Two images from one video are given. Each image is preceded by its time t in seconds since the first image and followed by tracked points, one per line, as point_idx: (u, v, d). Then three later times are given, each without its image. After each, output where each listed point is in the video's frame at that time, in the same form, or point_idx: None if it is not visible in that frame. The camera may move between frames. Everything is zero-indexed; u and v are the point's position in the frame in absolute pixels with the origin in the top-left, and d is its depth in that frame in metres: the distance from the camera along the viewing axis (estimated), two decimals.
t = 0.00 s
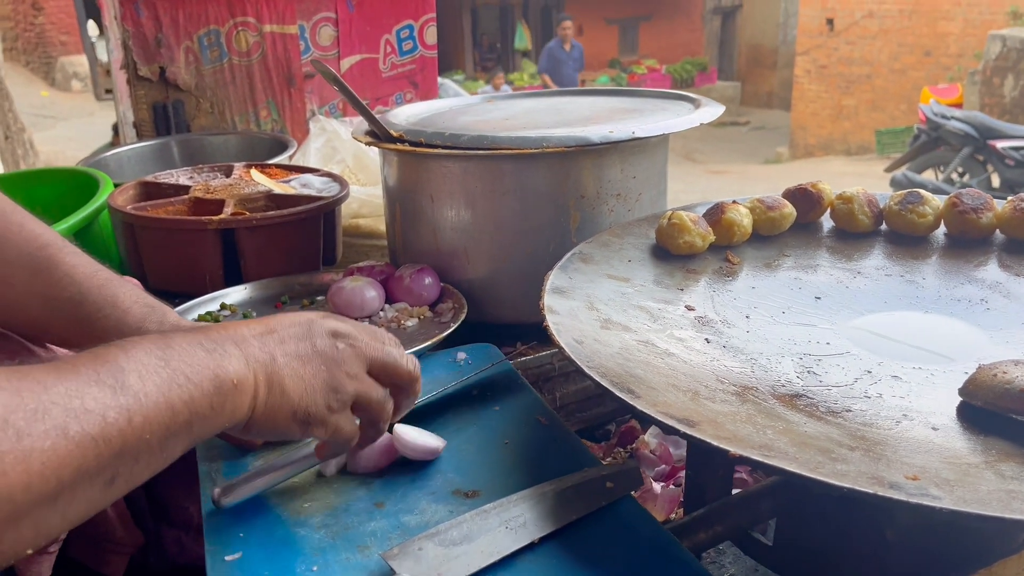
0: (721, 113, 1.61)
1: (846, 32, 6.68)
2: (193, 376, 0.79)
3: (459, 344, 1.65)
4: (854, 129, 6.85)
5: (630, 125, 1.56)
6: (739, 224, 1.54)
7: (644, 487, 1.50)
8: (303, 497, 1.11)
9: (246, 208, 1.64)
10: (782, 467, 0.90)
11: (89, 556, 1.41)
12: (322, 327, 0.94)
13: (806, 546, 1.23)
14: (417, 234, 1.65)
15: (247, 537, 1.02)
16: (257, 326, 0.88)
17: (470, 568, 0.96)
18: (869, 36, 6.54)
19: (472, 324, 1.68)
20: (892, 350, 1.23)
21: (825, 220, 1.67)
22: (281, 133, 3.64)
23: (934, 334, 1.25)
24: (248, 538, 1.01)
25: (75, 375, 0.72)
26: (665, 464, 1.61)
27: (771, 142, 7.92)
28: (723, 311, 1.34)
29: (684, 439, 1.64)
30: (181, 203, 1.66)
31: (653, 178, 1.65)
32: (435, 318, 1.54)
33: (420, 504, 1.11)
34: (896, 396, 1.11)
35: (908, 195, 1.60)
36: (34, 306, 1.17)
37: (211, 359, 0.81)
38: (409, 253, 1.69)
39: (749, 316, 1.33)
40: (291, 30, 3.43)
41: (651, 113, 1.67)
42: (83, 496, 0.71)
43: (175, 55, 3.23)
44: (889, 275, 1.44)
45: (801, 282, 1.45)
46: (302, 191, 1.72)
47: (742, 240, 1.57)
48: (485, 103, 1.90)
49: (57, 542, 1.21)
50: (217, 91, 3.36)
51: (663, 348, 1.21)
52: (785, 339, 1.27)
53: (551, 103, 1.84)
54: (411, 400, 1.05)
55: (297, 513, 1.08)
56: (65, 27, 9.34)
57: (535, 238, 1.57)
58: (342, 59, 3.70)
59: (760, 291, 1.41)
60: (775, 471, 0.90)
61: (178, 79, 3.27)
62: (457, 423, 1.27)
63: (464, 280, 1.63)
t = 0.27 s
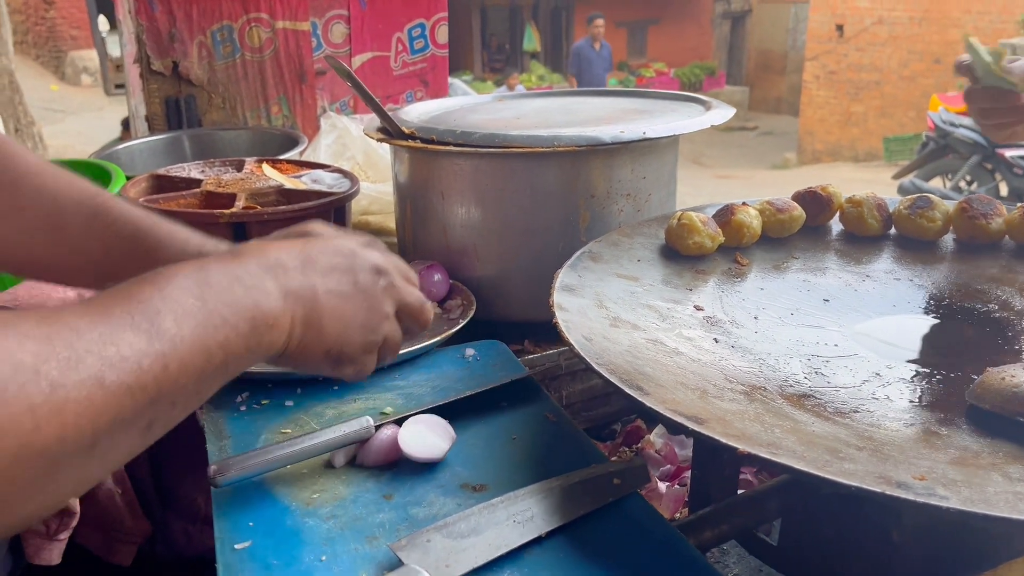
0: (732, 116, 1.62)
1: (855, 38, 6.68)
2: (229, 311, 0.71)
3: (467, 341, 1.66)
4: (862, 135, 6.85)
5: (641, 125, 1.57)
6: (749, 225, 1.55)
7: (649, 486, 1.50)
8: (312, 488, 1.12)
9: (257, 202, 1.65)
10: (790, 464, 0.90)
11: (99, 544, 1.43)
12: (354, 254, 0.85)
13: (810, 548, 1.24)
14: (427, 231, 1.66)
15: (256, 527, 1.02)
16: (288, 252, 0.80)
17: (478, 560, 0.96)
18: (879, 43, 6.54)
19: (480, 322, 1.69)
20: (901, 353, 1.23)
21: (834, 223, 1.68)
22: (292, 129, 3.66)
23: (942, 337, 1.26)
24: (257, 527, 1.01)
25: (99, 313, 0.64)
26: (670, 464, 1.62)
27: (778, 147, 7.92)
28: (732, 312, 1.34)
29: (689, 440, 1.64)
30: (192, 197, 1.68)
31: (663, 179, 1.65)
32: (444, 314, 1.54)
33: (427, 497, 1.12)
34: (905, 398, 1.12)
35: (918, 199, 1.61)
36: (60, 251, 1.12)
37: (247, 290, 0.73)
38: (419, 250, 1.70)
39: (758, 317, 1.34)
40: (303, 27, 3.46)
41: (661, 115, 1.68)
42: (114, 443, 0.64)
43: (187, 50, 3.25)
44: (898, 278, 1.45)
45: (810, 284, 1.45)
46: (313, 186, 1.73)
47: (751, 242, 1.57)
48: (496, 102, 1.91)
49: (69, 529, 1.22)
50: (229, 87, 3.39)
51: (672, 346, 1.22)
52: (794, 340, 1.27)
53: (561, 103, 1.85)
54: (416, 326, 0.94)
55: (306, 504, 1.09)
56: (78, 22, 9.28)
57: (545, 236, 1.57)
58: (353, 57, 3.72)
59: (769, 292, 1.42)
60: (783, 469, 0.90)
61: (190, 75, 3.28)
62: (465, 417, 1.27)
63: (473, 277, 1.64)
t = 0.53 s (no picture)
0: (743, 116, 1.61)
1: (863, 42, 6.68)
2: (377, 177, 0.55)
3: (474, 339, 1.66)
4: (869, 140, 6.84)
5: (652, 124, 1.57)
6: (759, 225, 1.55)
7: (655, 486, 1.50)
8: (320, 482, 1.11)
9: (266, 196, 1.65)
10: (802, 464, 0.90)
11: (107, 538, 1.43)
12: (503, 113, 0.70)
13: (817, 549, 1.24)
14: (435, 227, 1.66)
15: (264, 520, 1.02)
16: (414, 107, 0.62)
17: (487, 555, 0.96)
18: (886, 47, 6.53)
19: (488, 319, 1.68)
20: (912, 356, 1.22)
21: (844, 225, 1.68)
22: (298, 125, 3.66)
23: (955, 339, 1.25)
24: (266, 520, 1.01)
25: (254, 183, 0.50)
26: (677, 464, 1.61)
27: (784, 150, 7.92)
28: (742, 312, 1.34)
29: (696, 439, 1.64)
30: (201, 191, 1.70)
31: (673, 178, 1.65)
32: (452, 311, 1.54)
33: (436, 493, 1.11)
34: (916, 400, 1.11)
35: (929, 201, 1.61)
36: (139, 142, 0.98)
37: (393, 157, 0.57)
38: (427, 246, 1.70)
39: (768, 317, 1.33)
40: (313, 23, 3.46)
41: (672, 114, 1.68)
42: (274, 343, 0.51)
43: (197, 45, 3.29)
44: (909, 281, 1.44)
45: (820, 285, 1.45)
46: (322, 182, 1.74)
47: (761, 242, 1.57)
48: (506, 100, 1.90)
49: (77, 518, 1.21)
50: (238, 82, 3.39)
51: (682, 345, 1.21)
52: (805, 341, 1.27)
53: (571, 102, 1.85)
54: (494, 251, 1.05)
55: (314, 497, 1.09)
56: (87, 17, 9.24)
57: (554, 234, 1.57)
58: (362, 53, 3.71)
59: (779, 293, 1.41)
60: (796, 468, 0.89)
61: (201, 70, 3.32)
62: (473, 413, 1.27)
63: (482, 274, 1.63)
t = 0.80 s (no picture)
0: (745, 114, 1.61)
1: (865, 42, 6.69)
2: (590, 104, 0.69)
3: (476, 336, 1.66)
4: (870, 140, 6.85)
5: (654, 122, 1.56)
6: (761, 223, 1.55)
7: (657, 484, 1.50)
8: (322, 478, 1.11)
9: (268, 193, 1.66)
10: (804, 460, 0.90)
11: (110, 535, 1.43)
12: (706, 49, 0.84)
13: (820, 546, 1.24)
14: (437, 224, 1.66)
15: (266, 515, 1.02)
16: (620, 64, 0.74)
17: (489, 551, 0.96)
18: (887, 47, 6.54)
19: (489, 317, 1.69)
20: (914, 354, 1.22)
21: (846, 223, 1.68)
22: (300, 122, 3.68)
23: (957, 337, 1.25)
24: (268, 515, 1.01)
25: (552, 63, 0.69)
26: (678, 462, 1.61)
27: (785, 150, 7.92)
28: (744, 309, 1.34)
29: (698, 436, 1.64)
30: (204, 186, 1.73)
31: (676, 176, 1.65)
32: (455, 308, 1.54)
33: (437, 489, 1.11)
34: (918, 398, 1.11)
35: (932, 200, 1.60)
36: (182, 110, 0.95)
37: (568, 101, 0.67)
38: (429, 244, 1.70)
39: (771, 315, 1.33)
40: (315, 20, 3.47)
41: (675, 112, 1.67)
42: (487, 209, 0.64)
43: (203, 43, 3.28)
44: (912, 279, 1.44)
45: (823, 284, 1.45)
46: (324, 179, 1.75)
47: (763, 240, 1.57)
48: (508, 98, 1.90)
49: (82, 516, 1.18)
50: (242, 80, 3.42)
51: (684, 342, 1.21)
52: (807, 339, 1.27)
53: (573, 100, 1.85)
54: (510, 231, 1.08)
55: (316, 493, 1.09)
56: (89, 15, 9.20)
57: (556, 232, 1.57)
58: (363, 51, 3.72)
59: (782, 291, 1.41)
60: (797, 465, 0.89)
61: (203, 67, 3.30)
62: (475, 410, 1.27)
63: (483, 272, 1.63)
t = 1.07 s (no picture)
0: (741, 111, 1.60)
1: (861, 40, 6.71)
2: (664, 84, 0.94)
3: (473, 335, 1.66)
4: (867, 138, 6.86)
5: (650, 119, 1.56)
6: (758, 221, 1.54)
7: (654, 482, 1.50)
8: (318, 478, 1.11)
9: (264, 193, 1.66)
10: (801, 457, 0.89)
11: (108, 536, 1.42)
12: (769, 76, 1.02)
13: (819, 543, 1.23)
14: (434, 223, 1.66)
15: (261, 515, 1.02)
16: (676, 56, 0.96)
17: (486, 550, 0.95)
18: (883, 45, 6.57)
19: (486, 315, 1.68)
20: (911, 350, 1.22)
21: (843, 220, 1.68)
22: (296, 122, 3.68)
23: (954, 333, 1.25)
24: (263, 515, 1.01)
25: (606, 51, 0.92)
26: (676, 460, 1.61)
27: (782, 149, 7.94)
28: (741, 307, 1.34)
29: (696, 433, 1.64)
30: (200, 184, 1.73)
31: (672, 173, 1.65)
32: (451, 306, 1.54)
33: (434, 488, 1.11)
34: (915, 394, 1.11)
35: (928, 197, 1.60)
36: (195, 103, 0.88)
37: (622, 70, 0.90)
38: (426, 242, 1.69)
39: (768, 312, 1.33)
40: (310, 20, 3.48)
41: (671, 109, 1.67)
42: (542, 135, 0.89)
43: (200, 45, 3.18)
44: (909, 275, 1.44)
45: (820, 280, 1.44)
46: (320, 178, 1.74)
47: (760, 237, 1.57)
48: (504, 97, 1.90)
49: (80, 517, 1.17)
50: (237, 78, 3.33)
51: (681, 340, 1.21)
52: (804, 336, 1.26)
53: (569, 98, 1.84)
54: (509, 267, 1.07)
55: (312, 492, 1.08)
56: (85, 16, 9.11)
57: (553, 230, 1.56)
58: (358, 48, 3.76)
59: (779, 288, 1.41)
60: (795, 462, 0.89)
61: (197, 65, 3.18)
62: (472, 409, 1.27)
63: (480, 270, 1.63)
